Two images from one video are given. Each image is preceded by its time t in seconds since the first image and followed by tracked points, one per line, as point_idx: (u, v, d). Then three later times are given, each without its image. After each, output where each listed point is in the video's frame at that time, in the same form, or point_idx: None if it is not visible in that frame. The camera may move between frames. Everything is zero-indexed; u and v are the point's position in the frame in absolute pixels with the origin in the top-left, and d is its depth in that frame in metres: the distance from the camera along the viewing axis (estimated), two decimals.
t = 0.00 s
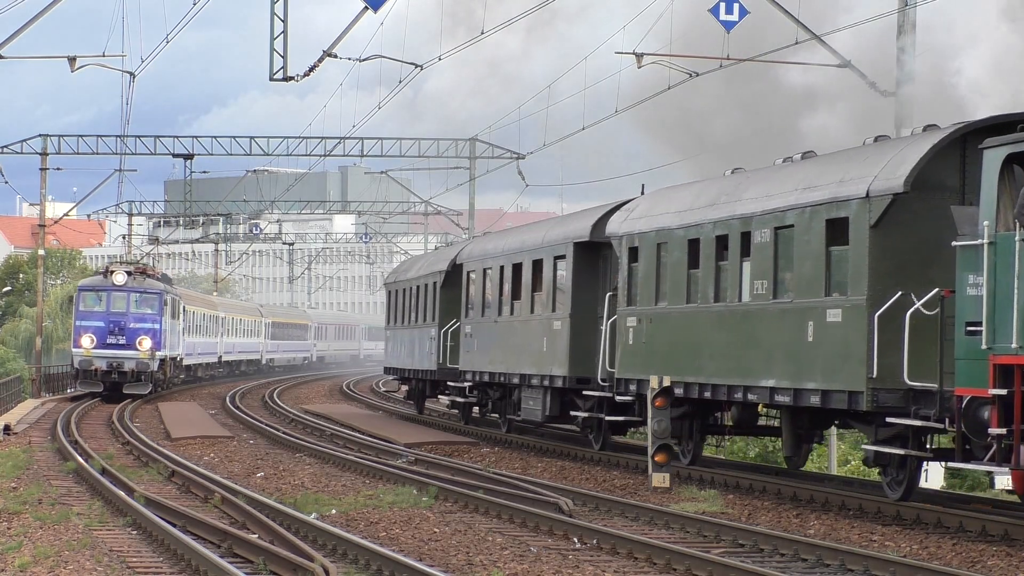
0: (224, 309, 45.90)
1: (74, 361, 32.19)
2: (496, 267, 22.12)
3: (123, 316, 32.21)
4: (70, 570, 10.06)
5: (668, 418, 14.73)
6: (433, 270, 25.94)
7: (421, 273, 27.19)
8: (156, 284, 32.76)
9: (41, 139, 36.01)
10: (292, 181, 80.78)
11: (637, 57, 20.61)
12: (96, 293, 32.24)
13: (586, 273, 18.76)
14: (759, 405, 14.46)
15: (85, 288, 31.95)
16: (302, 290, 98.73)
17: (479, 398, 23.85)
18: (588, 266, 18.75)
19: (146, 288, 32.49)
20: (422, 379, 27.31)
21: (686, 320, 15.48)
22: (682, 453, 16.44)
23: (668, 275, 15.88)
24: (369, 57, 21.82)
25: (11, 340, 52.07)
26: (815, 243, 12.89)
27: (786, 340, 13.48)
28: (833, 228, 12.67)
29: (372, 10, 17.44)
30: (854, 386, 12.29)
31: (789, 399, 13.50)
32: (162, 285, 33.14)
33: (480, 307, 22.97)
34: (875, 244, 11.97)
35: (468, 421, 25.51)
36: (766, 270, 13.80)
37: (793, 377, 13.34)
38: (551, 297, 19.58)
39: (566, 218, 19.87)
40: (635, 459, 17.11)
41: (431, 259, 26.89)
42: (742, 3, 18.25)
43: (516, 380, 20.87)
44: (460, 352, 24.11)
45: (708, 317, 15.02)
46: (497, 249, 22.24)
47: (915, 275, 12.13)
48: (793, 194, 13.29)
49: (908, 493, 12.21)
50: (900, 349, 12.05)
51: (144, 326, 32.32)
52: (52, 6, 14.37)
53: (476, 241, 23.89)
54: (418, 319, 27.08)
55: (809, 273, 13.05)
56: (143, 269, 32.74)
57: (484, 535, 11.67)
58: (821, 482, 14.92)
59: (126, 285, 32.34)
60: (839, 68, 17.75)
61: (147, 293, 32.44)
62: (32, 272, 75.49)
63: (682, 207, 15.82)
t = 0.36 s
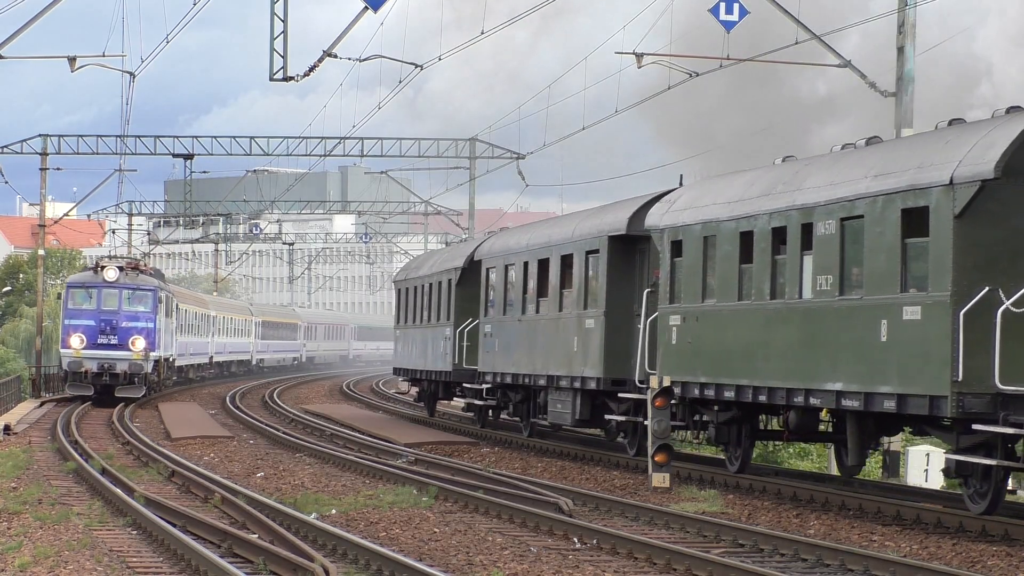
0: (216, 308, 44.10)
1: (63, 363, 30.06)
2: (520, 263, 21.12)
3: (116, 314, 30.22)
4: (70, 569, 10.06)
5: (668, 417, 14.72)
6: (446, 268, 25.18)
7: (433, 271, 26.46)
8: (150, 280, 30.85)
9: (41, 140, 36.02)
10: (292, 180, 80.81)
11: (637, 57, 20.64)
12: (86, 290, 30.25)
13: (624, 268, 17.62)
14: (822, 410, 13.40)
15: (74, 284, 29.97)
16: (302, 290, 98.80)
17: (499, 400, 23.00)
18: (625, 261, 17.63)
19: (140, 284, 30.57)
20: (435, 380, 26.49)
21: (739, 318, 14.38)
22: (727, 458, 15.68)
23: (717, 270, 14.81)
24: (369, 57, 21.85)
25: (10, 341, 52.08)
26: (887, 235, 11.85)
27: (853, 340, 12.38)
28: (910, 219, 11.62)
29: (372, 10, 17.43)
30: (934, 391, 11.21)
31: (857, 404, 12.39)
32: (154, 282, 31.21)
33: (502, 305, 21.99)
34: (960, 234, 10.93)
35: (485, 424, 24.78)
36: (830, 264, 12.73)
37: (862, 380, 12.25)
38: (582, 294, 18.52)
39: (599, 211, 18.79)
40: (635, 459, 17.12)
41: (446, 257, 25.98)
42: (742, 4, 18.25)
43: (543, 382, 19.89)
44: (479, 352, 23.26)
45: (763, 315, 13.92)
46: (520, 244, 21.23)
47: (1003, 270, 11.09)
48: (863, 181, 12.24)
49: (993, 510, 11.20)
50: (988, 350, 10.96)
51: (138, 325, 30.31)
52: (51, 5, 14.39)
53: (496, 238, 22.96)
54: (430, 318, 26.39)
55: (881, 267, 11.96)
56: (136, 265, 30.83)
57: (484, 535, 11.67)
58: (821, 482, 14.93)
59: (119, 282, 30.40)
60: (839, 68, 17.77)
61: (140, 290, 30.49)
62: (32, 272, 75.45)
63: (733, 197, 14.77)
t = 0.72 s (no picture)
0: (206, 306, 42.16)
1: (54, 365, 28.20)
2: (546, 258, 19.89)
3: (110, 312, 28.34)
4: (70, 569, 10.06)
5: (668, 417, 14.73)
6: (462, 265, 24.05)
7: (446, 268, 25.38)
8: (146, 275, 28.96)
9: (41, 140, 36.02)
10: (292, 181, 80.82)
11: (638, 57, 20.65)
12: (77, 287, 28.34)
13: (664, 263, 16.45)
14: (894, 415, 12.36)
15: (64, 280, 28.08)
16: (302, 290, 98.84)
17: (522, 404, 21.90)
18: (666, 255, 16.46)
19: (136, 279, 28.66)
20: (448, 381, 25.49)
21: (800, 316, 13.33)
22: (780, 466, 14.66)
23: (773, 264, 13.79)
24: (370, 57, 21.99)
25: (10, 340, 52.09)
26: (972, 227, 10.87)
27: (932, 341, 11.37)
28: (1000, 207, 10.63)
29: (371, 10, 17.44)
30: None
31: (939, 409, 11.33)
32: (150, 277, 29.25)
33: (527, 303, 20.80)
34: None
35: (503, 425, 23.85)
36: (906, 257, 11.72)
37: (945, 384, 11.23)
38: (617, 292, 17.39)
39: (634, 201, 17.61)
40: (635, 459, 17.11)
41: (461, 252, 24.84)
42: (742, 3, 18.24)
43: (573, 385, 18.74)
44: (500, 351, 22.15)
45: (828, 313, 12.90)
46: (545, 238, 20.08)
47: None
48: (945, 167, 11.23)
49: None
50: None
51: (133, 323, 28.42)
52: (51, 5, 14.44)
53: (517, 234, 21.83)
54: (444, 316, 25.34)
55: (967, 261, 10.97)
56: (131, 260, 28.87)
57: (484, 535, 11.67)
58: (820, 481, 14.93)
59: (112, 277, 28.49)
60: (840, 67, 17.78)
61: (136, 286, 28.59)
62: (33, 272, 75.43)
63: (792, 185, 13.69)
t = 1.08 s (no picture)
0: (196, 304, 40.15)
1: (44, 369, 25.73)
2: (578, 253, 19.02)
3: (106, 308, 26.02)
4: (70, 569, 10.05)
5: (668, 417, 14.73)
6: (481, 260, 23.25)
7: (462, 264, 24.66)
8: (145, 270, 26.80)
9: (41, 140, 36.05)
10: (292, 181, 80.86)
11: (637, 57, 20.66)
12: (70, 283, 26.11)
13: (710, 256, 15.68)
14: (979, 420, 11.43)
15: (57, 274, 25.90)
16: (302, 290, 98.88)
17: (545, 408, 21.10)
18: (711, 248, 15.68)
19: (135, 273, 26.55)
20: (464, 382, 24.75)
21: (873, 315, 12.38)
22: (844, 475, 13.70)
23: (839, 259, 12.91)
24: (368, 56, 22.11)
25: (10, 340, 52.11)
26: None
27: None
28: None
29: (371, 10, 17.46)
30: None
31: None
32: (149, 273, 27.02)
33: (554, 302, 20.08)
34: None
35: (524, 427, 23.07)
36: (997, 247, 10.78)
37: None
38: (661, 288, 16.52)
39: (678, 193, 16.81)
40: (635, 459, 17.12)
41: (479, 249, 24.05)
42: (742, 3, 18.25)
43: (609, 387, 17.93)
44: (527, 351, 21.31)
45: (903, 311, 11.96)
46: (578, 231, 19.21)
47: None
48: None
49: None
50: None
51: (131, 322, 26.12)
52: (52, 5, 14.53)
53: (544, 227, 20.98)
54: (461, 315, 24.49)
55: None
56: (127, 254, 26.75)
57: (484, 535, 11.67)
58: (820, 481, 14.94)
59: (108, 272, 26.25)
60: (840, 67, 17.77)
61: (136, 281, 26.46)
62: (32, 272, 75.38)
63: (854, 174, 12.92)
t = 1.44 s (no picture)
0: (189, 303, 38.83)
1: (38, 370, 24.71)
2: (616, 248, 18.14)
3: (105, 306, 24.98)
4: (70, 569, 10.05)
5: (668, 417, 14.73)
6: (503, 257, 22.58)
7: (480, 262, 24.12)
8: (146, 265, 25.78)
9: (41, 139, 36.04)
10: (292, 181, 80.88)
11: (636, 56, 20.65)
12: (66, 280, 25.05)
13: (764, 250, 14.77)
14: None
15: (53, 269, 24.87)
16: (302, 290, 98.88)
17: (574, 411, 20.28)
18: (766, 241, 14.75)
19: (136, 269, 25.52)
20: (483, 385, 24.29)
21: (961, 313, 11.38)
22: (917, 487, 12.76)
23: (917, 253, 11.98)
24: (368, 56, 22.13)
25: (10, 340, 52.09)
26: None
27: None
28: None
29: (371, 10, 17.48)
30: None
31: None
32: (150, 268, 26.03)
33: (587, 299, 19.30)
34: None
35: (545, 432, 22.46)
36: None
37: None
38: (709, 283, 15.61)
39: (725, 182, 15.94)
40: (635, 459, 17.13)
41: (499, 244, 23.43)
42: (742, 3, 18.25)
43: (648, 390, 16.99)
44: (557, 351, 20.47)
45: (996, 309, 10.97)
46: (616, 225, 18.33)
47: None
48: None
49: None
50: None
51: (131, 321, 25.09)
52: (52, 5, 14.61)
53: (577, 222, 20.16)
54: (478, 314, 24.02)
55: None
56: (126, 247, 25.72)
57: (484, 535, 11.67)
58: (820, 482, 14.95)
59: (107, 267, 25.22)
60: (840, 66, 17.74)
61: (136, 277, 25.44)
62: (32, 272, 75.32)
63: (936, 160, 12.01)
